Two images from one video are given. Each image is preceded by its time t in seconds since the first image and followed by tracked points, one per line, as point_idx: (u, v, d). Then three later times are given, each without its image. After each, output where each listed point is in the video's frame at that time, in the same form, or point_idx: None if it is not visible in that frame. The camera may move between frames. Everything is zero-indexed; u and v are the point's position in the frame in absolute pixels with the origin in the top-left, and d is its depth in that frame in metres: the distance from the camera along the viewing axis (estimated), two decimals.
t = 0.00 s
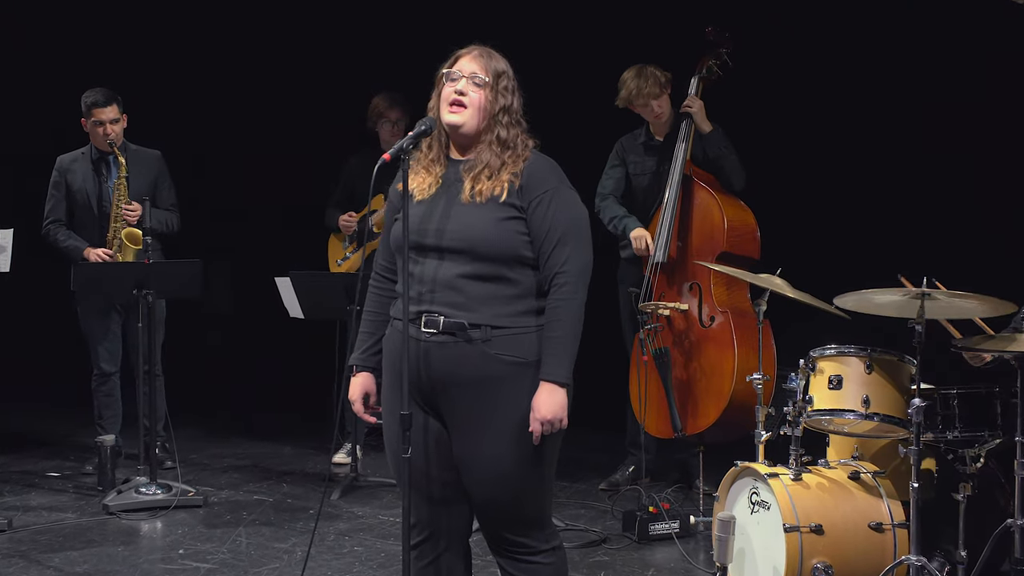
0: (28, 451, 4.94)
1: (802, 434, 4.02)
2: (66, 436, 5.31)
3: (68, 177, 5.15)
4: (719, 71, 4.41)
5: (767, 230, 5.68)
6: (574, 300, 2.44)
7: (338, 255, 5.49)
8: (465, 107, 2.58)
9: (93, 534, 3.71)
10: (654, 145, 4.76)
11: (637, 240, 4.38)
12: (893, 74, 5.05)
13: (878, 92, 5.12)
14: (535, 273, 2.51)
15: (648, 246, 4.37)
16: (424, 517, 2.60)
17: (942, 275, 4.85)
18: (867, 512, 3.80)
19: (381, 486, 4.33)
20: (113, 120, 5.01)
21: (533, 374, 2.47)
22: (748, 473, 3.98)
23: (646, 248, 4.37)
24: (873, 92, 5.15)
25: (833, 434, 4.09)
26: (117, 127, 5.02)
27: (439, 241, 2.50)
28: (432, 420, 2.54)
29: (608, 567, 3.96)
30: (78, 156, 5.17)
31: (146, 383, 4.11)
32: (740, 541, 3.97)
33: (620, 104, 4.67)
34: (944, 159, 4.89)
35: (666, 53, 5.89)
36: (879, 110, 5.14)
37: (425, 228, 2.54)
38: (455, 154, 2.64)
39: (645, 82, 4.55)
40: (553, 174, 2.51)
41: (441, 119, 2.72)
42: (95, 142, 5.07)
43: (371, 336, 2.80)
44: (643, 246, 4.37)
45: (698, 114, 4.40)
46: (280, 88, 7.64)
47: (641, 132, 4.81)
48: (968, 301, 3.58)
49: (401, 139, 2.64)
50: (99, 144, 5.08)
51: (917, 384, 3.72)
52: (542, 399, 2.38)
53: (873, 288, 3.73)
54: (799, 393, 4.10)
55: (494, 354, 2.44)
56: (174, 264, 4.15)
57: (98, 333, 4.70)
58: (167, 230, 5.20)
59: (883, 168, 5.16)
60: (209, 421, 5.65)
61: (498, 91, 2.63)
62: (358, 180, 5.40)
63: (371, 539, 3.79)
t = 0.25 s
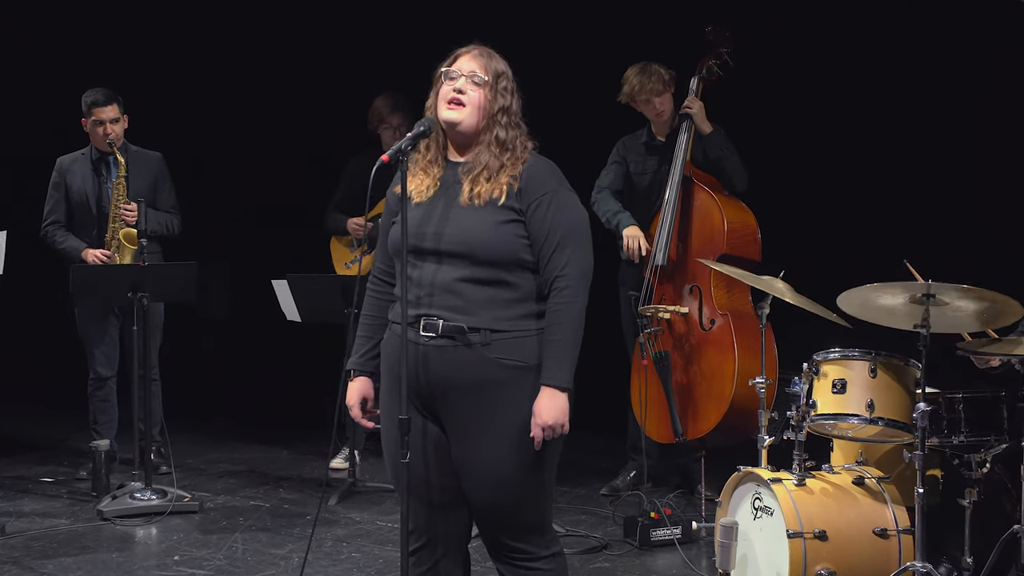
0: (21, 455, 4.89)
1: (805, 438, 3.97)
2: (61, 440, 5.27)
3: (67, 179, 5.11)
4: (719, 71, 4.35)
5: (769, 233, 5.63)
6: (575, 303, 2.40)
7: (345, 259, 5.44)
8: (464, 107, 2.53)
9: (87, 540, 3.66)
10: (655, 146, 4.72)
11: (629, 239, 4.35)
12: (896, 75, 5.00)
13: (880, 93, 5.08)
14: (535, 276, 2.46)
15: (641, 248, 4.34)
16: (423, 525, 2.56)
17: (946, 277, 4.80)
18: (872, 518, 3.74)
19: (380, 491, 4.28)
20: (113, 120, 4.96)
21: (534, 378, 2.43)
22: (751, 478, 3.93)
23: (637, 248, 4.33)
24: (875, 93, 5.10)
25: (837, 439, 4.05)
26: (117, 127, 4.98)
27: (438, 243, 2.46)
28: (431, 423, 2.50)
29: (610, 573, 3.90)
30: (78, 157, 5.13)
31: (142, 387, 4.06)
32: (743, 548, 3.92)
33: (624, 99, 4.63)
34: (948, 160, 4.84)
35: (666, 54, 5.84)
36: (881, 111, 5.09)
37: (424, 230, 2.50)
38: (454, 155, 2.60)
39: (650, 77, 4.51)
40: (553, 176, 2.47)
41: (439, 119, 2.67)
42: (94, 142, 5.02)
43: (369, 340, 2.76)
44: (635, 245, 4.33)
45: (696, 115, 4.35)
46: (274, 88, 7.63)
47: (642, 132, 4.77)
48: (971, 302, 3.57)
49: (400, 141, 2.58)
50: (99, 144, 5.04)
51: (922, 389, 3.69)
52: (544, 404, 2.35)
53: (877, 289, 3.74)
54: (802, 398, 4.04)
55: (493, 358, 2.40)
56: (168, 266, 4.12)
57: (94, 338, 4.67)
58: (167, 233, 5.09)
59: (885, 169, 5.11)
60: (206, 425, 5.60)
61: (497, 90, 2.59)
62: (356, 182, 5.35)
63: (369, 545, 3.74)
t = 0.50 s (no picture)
0: (10, 463, 4.81)
1: (810, 445, 3.89)
2: (52, 447, 5.19)
3: (67, 179, 4.98)
4: (720, 71, 4.28)
5: (771, 236, 5.56)
6: (578, 299, 2.38)
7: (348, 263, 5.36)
8: (464, 103, 2.52)
9: (78, 549, 3.58)
10: (657, 146, 4.65)
11: (635, 237, 4.26)
12: (900, 75, 4.94)
13: (884, 94, 5.02)
14: (537, 273, 2.45)
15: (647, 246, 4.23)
16: (423, 531, 2.54)
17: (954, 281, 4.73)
18: (879, 526, 3.66)
19: (377, 498, 4.20)
20: (116, 119, 4.81)
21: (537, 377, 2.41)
22: (756, 485, 3.85)
23: (642, 247, 4.24)
24: (878, 94, 5.04)
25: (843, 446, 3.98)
26: (120, 127, 4.83)
27: (439, 242, 2.44)
28: (432, 431, 2.48)
29: None
30: (79, 157, 4.99)
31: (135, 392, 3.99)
32: (748, 556, 3.84)
33: (626, 99, 4.56)
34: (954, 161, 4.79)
35: (667, 56, 5.78)
36: (885, 112, 5.03)
37: (424, 229, 2.48)
38: (455, 152, 2.59)
39: (652, 78, 4.44)
40: (555, 169, 2.46)
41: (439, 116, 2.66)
42: (96, 141, 4.88)
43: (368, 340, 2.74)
44: (641, 243, 4.23)
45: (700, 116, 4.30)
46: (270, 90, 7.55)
47: (644, 132, 4.70)
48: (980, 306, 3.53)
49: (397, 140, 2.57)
50: (101, 144, 4.89)
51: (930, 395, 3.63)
52: (548, 398, 2.31)
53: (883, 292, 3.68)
54: (809, 404, 3.94)
55: (495, 360, 2.39)
56: (163, 269, 4.06)
57: (87, 343, 4.60)
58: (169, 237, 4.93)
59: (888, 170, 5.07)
60: (200, 432, 5.52)
61: (497, 85, 2.57)
62: (353, 185, 5.28)
63: (366, 554, 3.66)
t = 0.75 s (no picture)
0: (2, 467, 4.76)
1: (814, 449, 3.83)
2: (45, 451, 5.13)
3: (67, 180, 4.91)
4: (722, 70, 4.24)
5: (775, 238, 5.50)
6: (583, 297, 2.40)
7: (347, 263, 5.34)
8: (464, 105, 2.54)
9: (71, 555, 3.53)
10: (659, 147, 4.59)
11: (640, 241, 4.22)
12: (903, 76, 4.91)
13: (887, 95, 4.98)
14: (541, 271, 2.47)
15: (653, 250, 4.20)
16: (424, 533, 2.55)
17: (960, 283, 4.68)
18: (884, 532, 3.60)
19: (375, 503, 4.15)
20: (116, 120, 4.73)
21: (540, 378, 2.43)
22: (759, 490, 3.80)
23: (648, 251, 4.20)
24: (881, 95, 5.00)
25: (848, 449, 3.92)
26: (120, 128, 4.75)
27: (442, 241, 2.46)
28: (433, 438, 2.50)
29: None
30: (79, 157, 4.92)
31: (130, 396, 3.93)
32: (752, 562, 3.79)
33: (627, 102, 4.50)
34: (958, 162, 4.74)
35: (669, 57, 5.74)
36: (888, 113, 4.99)
37: (425, 229, 2.50)
38: (456, 152, 2.61)
39: (652, 80, 4.38)
40: (559, 167, 2.47)
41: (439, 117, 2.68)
42: (97, 141, 4.80)
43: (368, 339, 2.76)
44: (645, 248, 4.20)
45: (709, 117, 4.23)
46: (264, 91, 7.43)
47: (646, 132, 4.64)
48: (987, 308, 3.49)
49: (395, 142, 2.62)
50: (102, 143, 4.81)
51: (936, 398, 3.59)
52: (556, 399, 2.33)
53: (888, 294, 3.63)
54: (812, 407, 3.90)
55: (496, 362, 2.41)
56: (159, 271, 4.02)
57: (81, 346, 4.55)
58: (169, 239, 4.85)
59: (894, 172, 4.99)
60: (196, 436, 5.47)
61: (498, 85, 2.59)
62: (351, 186, 5.23)
63: (364, 560, 3.59)
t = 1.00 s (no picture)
0: None
1: (820, 455, 3.76)
2: (37, 457, 5.06)
3: (66, 180, 4.79)
4: (730, 69, 4.20)
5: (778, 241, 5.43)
6: (589, 312, 2.48)
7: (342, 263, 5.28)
8: (465, 108, 2.62)
9: (62, 564, 3.46)
10: (662, 148, 4.53)
11: (646, 244, 4.11)
12: (909, 77, 4.85)
13: (892, 97, 4.92)
14: (545, 283, 2.55)
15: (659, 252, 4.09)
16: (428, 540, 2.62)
17: (967, 287, 4.62)
18: (891, 540, 3.52)
19: (372, 510, 4.08)
20: (116, 120, 4.66)
21: (541, 387, 2.50)
22: (764, 496, 3.73)
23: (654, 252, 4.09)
24: (887, 97, 4.94)
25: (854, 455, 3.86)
26: (120, 128, 4.67)
27: (445, 247, 2.54)
28: (433, 445, 2.56)
29: None
30: (78, 158, 4.81)
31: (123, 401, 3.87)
32: (756, 570, 3.72)
33: (627, 107, 4.42)
34: (965, 164, 4.69)
35: (667, 58, 5.65)
36: (893, 115, 4.93)
37: (427, 235, 2.57)
38: (457, 156, 2.69)
39: (651, 84, 4.30)
40: (565, 181, 2.55)
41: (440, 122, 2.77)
42: (95, 142, 4.71)
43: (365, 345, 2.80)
44: (652, 250, 4.08)
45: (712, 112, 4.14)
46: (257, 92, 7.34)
47: (648, 133, 4.57)
48: (995, 311, 3.43)
49: (393, 143, 2.68)
50: (100, 144, 4.73)
51: (943, 403, 3.54)
52: (568, 417, 2.40)
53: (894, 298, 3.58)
54: (817, 412, 3.84)
55: (497, 367, 2.48)
56: (153, 273, 3.95)
57: (73, 351, 4.49)
58: (169, 242, 4.76)
59: (896, 174, 4.93)
60: (191, 441, 5.40)
61: (500, 88, 2.67)
62: (348, 189, 5.17)
63: (360, 569, 3.52)
